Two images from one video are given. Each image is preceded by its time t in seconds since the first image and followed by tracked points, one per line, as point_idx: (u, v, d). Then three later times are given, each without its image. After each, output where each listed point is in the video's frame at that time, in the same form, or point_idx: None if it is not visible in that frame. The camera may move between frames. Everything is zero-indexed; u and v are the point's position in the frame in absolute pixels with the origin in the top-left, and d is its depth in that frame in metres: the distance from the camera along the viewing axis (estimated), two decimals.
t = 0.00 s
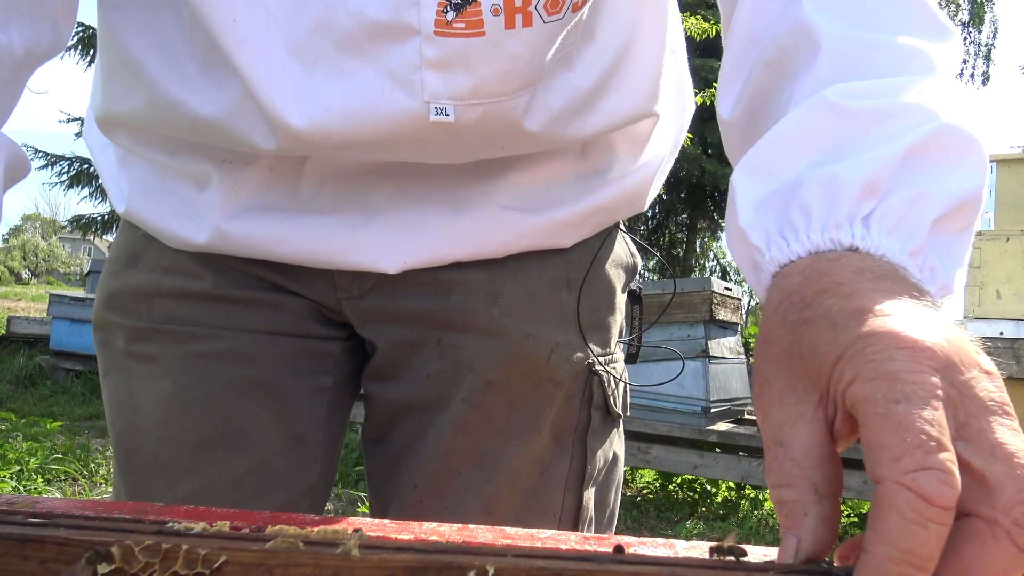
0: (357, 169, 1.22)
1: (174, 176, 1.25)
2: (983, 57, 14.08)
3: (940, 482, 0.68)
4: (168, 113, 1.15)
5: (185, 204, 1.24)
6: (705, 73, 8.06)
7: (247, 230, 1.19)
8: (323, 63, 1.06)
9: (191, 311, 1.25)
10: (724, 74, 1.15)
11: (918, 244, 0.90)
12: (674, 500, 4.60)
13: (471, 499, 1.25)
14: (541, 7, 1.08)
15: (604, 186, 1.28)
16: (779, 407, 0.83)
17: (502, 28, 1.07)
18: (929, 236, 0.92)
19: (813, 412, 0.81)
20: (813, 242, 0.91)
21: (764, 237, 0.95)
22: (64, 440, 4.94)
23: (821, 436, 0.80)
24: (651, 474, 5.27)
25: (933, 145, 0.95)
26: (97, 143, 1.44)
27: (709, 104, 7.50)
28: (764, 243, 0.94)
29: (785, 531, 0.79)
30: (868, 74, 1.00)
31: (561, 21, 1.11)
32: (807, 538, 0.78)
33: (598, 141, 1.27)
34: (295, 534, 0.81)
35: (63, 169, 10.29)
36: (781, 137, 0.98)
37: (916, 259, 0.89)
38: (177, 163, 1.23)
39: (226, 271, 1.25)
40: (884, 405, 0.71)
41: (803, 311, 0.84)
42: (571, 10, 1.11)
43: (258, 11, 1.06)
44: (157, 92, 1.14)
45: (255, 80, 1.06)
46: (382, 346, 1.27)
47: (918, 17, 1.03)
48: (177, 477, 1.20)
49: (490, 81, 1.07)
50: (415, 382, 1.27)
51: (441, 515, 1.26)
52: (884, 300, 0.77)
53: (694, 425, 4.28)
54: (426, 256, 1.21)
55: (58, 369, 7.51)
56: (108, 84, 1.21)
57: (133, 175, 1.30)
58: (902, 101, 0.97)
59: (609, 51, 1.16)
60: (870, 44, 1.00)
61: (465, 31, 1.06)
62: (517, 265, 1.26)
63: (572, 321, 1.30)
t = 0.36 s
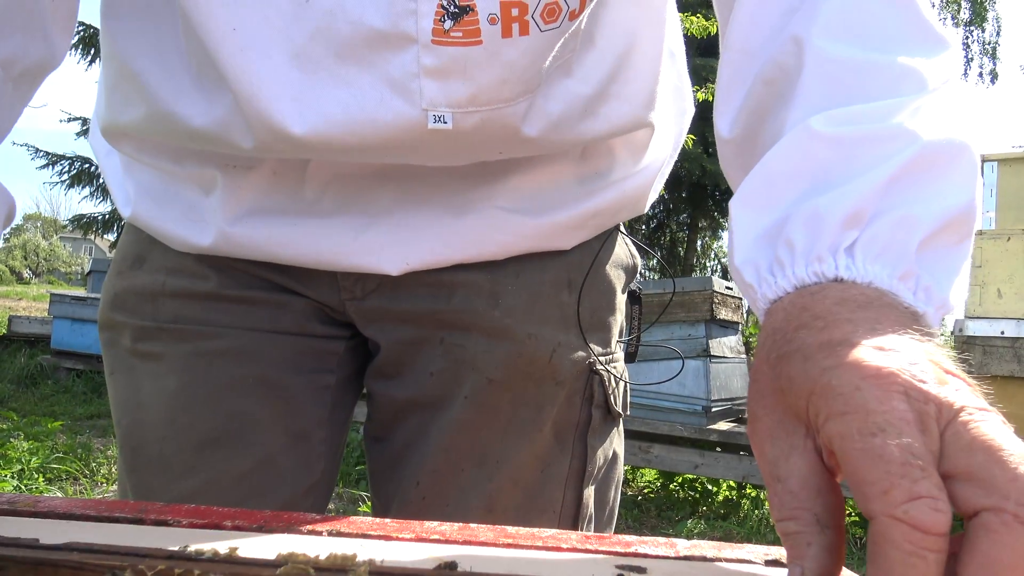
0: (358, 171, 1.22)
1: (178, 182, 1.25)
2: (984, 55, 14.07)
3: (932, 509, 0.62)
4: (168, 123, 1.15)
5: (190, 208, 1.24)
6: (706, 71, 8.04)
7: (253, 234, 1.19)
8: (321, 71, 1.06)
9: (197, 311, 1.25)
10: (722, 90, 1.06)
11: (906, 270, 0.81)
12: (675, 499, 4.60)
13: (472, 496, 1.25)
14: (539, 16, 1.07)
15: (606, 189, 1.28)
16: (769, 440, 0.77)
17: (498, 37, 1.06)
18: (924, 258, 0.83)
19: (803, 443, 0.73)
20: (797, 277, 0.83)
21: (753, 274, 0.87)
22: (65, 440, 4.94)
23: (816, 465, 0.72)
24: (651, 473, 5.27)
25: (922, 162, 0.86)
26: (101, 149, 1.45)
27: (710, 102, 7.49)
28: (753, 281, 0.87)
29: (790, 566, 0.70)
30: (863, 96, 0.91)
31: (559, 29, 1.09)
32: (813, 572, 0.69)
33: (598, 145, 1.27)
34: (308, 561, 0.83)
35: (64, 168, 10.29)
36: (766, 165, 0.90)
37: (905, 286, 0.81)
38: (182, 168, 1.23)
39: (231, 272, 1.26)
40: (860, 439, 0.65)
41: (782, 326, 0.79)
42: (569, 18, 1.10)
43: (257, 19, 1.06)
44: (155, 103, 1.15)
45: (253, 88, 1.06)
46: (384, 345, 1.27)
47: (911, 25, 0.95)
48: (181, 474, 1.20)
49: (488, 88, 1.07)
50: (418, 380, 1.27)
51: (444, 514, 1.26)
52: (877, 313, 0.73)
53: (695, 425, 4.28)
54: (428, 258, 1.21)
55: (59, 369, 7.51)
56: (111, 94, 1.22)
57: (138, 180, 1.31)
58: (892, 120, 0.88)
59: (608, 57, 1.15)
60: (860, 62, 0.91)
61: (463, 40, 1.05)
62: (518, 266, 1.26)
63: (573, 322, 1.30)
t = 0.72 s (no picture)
0: (362, 171, 1.22)
1: (183, 185, 1.25)
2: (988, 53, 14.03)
3: (961, 563, 0.60)
4: (169, 129, 1.15)
5: (196, 210, 1.25)
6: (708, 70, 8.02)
7: (258, 235, 1.19)
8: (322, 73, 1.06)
9: (203, 311, 1.25)
10: (721, 73, 1.06)
11: (929, 250, 0.79)
12: (678, 498, 4.60)
13: (476, 495, 1.25)
14: (539, 14, 1.06)
15: (610, 188, 1.27)
16: (779, 444, 0.74)
17: (497, 35, 1.05)
18: (947, 239, 0.81)
19: (821, 455, 0.70)
20: (817, 252, 0.80)
21: (767, 249, 0.85)
22: (69, 440, 4.96)
23: (830, 479, 0.70)
24: (655, 472, 5.27)
25: (946, 141, 0.84)
26: (105, 154, 1.45)
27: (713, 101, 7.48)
28: (767, 256, 0.85)
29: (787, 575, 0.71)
30: (879, 71, 0.89)
31: (560, 27, 1.08)
32: None
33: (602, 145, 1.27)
34: None
35: (67, 168, 10.31)
36: (783, 137, 0.88)
37: (927, 266, 0.79)
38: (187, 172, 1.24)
39: (238, 272, 1.26)
40: (897, 474, 0.62)
41: (803, 329, 0.76)
42: (570, 15, 1.08)
43: (258, 21, 1.06)
44: (155, 108, 1.15)
45: (255, 90, 1.05)
46: (389, 344, 1.27)
47: (920, 10, 0.94)
48: (187, 473, 1.20)
49: (489, 88, 1.07)
50: (423, 379, 1.27)
51: (448, 513, 1.26)
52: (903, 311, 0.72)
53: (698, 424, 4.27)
54: (432, 258, 1.21)
55: (63, 369, 7.53)
56: (114, 106, 1.23)
57: (143, 183, 1.31)
58: (909, 96, 0.86)
59: (610, 58, 1.15)
60: (874, 38, 0.90)
61: (463, 39, 1.05)
62: (521, 266, 1.26)
63: (577, 321, 1.30)
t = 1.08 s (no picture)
0: (365, 170, 1.22)
1: (188, 185, 1.26)
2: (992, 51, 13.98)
3: (945, 564, 0.60)
4: (174, 129, 1.15)
5: (202, 211, 1.25)
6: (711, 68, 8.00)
7: (263, 233, 1.19)
8: (323, 70, 1.07)
9: (209, 311, 1.25)
10: (721, 71, 1.06)
11: (933, 247, 0.79)
12: (682, 497, 4.59)
13: (481, 494, 1.25)
14: (537, 8, 1.07)
15: (615, 187, 1.27)
16: (787, 444, 0.74)
17: (497, 30, 1.06)
18: (950, 235, 0.81)
19: (827, 455, 0.70)
20: (821, 251, 0.80)
21: (770, 247, 0.85)
22: (74, 439, 4.97)
23: (837, 478, 0.70)
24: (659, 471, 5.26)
25: (947, 137, 0.84)
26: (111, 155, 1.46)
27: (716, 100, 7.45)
28: (770, 253, 0.84)
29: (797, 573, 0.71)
30: (880, 68, 0.89)
31: (560, 21, 1.08)
32: None
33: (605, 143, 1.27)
34: None
35: (71, 169, 10.33)
36: (786, 135, 0.88)
37: (932, 264, 0.78)
38: (193, 172, 1.24)
39: (244, 273, 1.26)
40: (891, 473, 0.62)
41: (806, 324, 0.75)
42: (569, 10, 1.09)
43: (260, 18, 1.06)
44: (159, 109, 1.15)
45: (258, 87, 1.05)
46: (394, 344, 1.27)
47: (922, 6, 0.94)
48: (193, 471, 1.20)
49: (488, 83, 1.07)
50: (427, 377, 1.27)
51: (452, 512, 1.26)
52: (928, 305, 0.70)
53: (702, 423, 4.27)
54: (435, 257, 1.21)
55: (67, 369, 7.54)
56: (119, 103, 1.23)
57: (150, 184, 1.31)
58: (911, 92, 0.86)
59: (612, 55, 1.14)
60: (875, 34, 0.90)
61: (462, 34, 1.06)
62: (525, 264, 1.26)
63: (580, 320, 1.30)
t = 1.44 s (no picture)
0: (366, 167, 1.22)
1: (189, 183, 1.26)
2: (994, 45, 13.92)
3: (935, 543, 0.61)
4: (174, 128, 1.15)
5: (203, 209, 1.25)
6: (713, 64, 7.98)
7: (265, 231, 1.20)
8: (324, 68, 1.07)
9: (210, 308, 1.25)
10: (716, 72, 1.05)
11: (927, 248, 0.79)
12: (685, 493, 4.59)
13: (483, 489, 1.25)
14: (537, 6, 1.06)
15: (614, 183, 1.27)
16: (786, 437, 0.74)
17: (498, 28, 1.06)
18: (944, 235, 0.81)
19: (829, 446, 0.70)
20: (817, 253, 0.80)
21: (767, 250, 0.84)
22: (78, 438, 4.98)
23: (840, 469, 0.69)
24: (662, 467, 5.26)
25: (940, 137, 0.84)
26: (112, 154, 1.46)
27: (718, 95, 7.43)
28: (767, 256, 0.84)
29: (802, 564, 0.70)
30: (872, 70, 0.89)
31: (559, 19, 1.08)
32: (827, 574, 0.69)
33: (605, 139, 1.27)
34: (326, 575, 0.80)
35: (73, 168, 10.34)
36: (781, 137, 0.87)
37: (926, 264, 0.78)
38: (193, 170, 1.24)
39: (246, 270, 1.26)
40: (882, 457, 0.62)
41: (808, 317, 0.75)
42: (569, 8, 1.09)
43: (260, 16, 1.06)
44: (159, 108, 1.15)
45: (258, 85, 1.05)
46: (396, 340, 1.27)
47: (913, 9, 0.94)
48: (196, 468, 1.21)
49: (489, 81, 1.07)
50: (429, 374, 1.27)
51: (455, 506, 1.26)
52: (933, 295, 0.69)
53: (705, 419, 4.26)
54: (436, 253, 1.21)
55: (71, 367, 7.56)
56: (120, 101, 1.23)
57: (151, 183, 1.31)
58: (902, 95, 0.86)
59: (611, 51, 1.14)
60: (868, 36, 0.90)
61: (462, 32, 1.06)
62: (525, 260, 1.26)
63: (581, 316, 1.30)
